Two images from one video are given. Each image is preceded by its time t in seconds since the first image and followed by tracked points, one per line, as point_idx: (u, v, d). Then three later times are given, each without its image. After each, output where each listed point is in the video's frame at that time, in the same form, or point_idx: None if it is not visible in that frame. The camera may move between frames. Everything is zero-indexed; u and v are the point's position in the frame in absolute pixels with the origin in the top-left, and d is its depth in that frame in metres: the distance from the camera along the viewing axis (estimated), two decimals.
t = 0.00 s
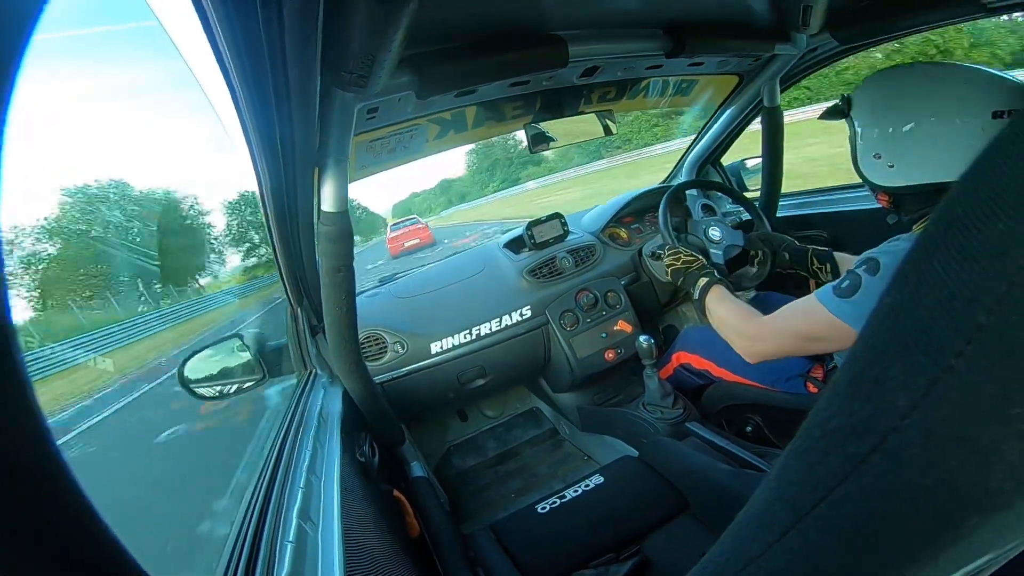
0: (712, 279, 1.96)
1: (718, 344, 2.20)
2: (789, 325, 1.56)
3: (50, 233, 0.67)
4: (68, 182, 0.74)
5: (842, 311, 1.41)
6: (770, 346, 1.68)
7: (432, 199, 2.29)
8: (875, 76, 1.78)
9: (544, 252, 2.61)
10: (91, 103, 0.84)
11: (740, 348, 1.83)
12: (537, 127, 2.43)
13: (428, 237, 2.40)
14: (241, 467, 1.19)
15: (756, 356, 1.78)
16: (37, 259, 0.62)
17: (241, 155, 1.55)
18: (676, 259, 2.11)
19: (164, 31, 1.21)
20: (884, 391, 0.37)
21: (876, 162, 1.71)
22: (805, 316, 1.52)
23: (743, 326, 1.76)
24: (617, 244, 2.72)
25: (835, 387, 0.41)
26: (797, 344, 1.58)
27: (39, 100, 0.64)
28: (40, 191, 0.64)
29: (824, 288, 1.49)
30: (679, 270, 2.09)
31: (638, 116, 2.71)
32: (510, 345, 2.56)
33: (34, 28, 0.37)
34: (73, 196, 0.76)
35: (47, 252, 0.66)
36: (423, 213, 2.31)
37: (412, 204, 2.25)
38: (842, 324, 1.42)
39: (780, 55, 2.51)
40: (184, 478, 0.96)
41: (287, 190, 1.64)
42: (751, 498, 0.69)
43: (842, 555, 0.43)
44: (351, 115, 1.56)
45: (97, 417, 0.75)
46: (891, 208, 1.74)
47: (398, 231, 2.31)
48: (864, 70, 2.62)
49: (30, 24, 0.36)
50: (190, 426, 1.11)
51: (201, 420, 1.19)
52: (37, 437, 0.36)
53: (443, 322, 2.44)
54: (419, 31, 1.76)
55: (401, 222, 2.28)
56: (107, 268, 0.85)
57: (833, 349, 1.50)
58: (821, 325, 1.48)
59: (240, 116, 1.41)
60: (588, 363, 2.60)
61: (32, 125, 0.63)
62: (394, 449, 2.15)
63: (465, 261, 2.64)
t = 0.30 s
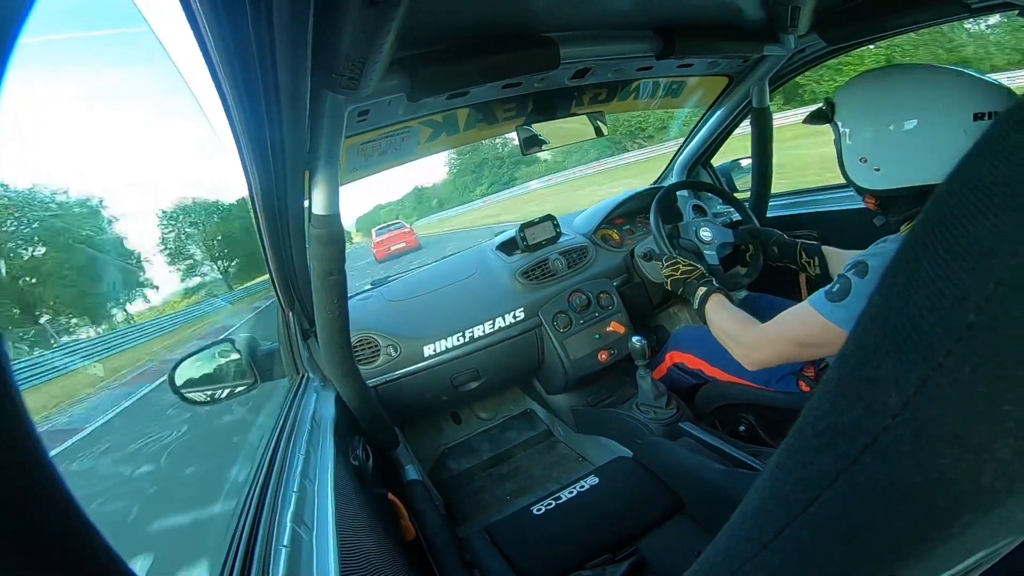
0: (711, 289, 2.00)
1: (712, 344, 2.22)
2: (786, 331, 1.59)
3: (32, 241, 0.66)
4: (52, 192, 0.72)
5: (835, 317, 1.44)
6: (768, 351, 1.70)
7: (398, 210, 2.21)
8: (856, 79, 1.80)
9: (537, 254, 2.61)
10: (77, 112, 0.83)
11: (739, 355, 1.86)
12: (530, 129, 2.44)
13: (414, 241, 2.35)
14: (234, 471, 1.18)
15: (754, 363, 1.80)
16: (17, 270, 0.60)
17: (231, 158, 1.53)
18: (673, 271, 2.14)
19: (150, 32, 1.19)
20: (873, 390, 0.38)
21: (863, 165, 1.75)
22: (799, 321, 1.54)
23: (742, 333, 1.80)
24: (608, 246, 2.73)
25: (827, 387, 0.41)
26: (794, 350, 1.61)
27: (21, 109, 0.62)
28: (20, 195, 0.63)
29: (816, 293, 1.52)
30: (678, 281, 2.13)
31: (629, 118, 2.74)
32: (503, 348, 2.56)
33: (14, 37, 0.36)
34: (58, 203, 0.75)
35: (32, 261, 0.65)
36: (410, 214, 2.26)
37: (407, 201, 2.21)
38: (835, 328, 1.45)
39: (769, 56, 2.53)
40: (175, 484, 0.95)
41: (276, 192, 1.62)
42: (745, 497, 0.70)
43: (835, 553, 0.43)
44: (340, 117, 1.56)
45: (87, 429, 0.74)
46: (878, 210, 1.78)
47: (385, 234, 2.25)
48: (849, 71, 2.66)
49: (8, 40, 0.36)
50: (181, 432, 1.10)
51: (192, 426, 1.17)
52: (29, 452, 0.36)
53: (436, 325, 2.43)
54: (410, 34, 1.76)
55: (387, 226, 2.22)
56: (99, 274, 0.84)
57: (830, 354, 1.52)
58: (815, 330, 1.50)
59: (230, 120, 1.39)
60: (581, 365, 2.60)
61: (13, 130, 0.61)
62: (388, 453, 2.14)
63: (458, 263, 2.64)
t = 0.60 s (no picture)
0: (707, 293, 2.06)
1: (704, 343, 2.22)
2: (782, 336, 1.61)
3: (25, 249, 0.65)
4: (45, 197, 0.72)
5: (827, 316, 1.46)
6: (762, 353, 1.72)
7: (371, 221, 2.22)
8: (841, 78, 1.81)
9: (530, 255, 2.60)
10: (66, 116, 0.82)
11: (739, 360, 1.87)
12: (522, 132, 2.48)
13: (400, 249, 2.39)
14: (228, 476, 1.17)
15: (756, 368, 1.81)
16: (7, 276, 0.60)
17: (221, 162, 1.52)
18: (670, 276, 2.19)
19: (139, 36, 1.18)
20: (864, 387, 0.38)
21: (850, 163, 1.75)
22: (793, 322, 1.57)
23: (740, 338, 1.81)
24: (602, 247, 2.71)
25: (818, 384, 0.42)
26: (793, 354, 1.62)
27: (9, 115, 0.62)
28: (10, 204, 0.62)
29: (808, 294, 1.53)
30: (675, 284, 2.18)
31: (618, 118, 2.77)
32: (497, 349, 2.56)
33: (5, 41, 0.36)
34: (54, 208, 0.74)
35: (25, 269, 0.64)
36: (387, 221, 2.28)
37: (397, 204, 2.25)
38: (827, 329, 1.47)
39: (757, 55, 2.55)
40: (168, 490, 0.94)
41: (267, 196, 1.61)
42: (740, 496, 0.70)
43: (830, 549, 0.44)
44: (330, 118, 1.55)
45: (80, 436, 0.74)
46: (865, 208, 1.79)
47: (369, 243, 2.29)
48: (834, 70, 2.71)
49: None
50: (174, 438, 1.09)
51: (185, 431, 1.16)
52: (21, 462, 0.35)
53: (429, 328, 2.43)
54: (400, 36, 1.76)
55: (369, 236, 2.26)
56: (93, 279, 0.84)
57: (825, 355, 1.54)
58: (812, 333, 1.52)
59: (220, 123, 1.38)
60: (575, 366, 2.60)
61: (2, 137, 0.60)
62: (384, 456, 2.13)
63: (451, 265, 2.64)
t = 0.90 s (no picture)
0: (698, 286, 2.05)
1: (704, 345, 2.22)
2: (778, 337, 1.62)
3: (21, 251, 0.64)
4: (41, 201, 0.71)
5: (823, 317, 1.47)
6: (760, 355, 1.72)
7: (356, 229, 2.20)
8: (840, 80, 1.83)
9: (527, 258, 2.60)
10: (64, 116, 0.82)
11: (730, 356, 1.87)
12: (519, 135, 2.48)
13: (390, 255, 2.42)
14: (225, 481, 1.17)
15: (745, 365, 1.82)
16: (0, 279, 0.59)
17: (217, 164, 1.52)
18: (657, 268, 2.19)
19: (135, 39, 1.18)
20: (862, 388, 0.38)
21: (847, 165, 1.76)
22: (789, 325, 1.57)
23: (734, 337, 1.82)
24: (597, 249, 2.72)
25: (815, 385, 0.42)
26: (785, 355, 1.63)
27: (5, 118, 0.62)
28: (8, 207, 0.62)
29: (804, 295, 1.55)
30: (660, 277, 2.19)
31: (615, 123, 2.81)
32: (495, 353, 2.56)
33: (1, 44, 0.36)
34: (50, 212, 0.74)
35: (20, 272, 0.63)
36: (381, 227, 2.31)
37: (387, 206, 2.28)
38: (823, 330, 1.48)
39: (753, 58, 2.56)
40: (165, 494, 0.94)
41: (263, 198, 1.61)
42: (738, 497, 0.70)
43: (828, 549, 0.44)
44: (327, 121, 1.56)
45: (76, 439, 0.73)
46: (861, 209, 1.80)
47: (360, 249, 2.27)
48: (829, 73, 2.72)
49: None
50: (171, 442, 1.08)
51: (181, 435, 1.16)
52: (17, 465, 0.35)
53: (426, 331, 2.42)
54: (396, 40, 1.76)
55: (363, 241, 2.25)
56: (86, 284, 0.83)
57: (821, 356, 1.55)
58: (806, 335, 1.53)
59: (216, 127, 1.38)
60: (572, 369, 2.60)
61: None
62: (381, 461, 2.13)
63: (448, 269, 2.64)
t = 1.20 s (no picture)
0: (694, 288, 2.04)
1: (705, 348, 2.22)
2: (777, 331, 1.62)
3: (16, 249, 0.64)
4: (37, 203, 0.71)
5: (825, 316, 1.48)
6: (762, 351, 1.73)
7: (351, 233, 2.16)
8: (847, 82, 1.84)
9: (528, 263, 2.60)
10: (66, 114, 0.82)
11: (729, 352, 1.88)
12: (519, 138, 2.49)
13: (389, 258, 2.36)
14: (225, 483, 1.17)
15: (746, 362, 1.82)
16: None
17: (219, 167, 1.52)
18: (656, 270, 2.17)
19: (138, 42, 1.19)
20: (864, 391, 0.38)
21: (857, 167, 1.76)
22: (788, 322, 1.58)
23: (733, 333, 1.82)
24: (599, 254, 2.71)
25: (817, 389, 0.42)
26: (785, 350, 1.64)
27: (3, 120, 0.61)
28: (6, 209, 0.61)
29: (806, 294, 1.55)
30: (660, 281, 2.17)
31: (615, 125, 2.78)
32: (496, 356, 2.55)
33: None
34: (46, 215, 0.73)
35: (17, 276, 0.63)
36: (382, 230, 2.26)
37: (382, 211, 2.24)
38: (825, 328, 1.48)
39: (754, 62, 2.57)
40: (166, 496, 0.94)
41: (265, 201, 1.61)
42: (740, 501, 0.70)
43: (830, 553, 0.43)
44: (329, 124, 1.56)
45: (77, 441, 0.73)
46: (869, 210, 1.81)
47: (359, 253, 2.25)
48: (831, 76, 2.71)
49: None
50: (172, 444, 1.08)
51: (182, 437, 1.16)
52: (16, 468, 0.35)
53: (427, 336, 2.42)
54: (397, 43, 1.77)
55: (361, 244, 2.23)
56: (87, 286, 0.83)
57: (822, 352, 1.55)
58: (806, 331, 1.53)
59: (218, 129, 1.38)
60: (573, 372, 2.60)
61: None
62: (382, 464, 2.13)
63: (448, 272, 2.64)
